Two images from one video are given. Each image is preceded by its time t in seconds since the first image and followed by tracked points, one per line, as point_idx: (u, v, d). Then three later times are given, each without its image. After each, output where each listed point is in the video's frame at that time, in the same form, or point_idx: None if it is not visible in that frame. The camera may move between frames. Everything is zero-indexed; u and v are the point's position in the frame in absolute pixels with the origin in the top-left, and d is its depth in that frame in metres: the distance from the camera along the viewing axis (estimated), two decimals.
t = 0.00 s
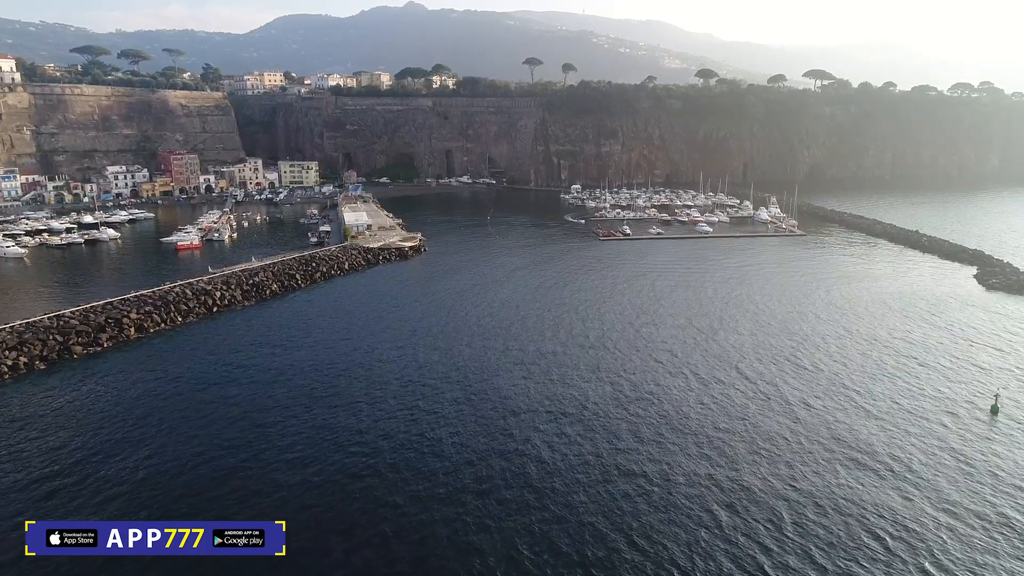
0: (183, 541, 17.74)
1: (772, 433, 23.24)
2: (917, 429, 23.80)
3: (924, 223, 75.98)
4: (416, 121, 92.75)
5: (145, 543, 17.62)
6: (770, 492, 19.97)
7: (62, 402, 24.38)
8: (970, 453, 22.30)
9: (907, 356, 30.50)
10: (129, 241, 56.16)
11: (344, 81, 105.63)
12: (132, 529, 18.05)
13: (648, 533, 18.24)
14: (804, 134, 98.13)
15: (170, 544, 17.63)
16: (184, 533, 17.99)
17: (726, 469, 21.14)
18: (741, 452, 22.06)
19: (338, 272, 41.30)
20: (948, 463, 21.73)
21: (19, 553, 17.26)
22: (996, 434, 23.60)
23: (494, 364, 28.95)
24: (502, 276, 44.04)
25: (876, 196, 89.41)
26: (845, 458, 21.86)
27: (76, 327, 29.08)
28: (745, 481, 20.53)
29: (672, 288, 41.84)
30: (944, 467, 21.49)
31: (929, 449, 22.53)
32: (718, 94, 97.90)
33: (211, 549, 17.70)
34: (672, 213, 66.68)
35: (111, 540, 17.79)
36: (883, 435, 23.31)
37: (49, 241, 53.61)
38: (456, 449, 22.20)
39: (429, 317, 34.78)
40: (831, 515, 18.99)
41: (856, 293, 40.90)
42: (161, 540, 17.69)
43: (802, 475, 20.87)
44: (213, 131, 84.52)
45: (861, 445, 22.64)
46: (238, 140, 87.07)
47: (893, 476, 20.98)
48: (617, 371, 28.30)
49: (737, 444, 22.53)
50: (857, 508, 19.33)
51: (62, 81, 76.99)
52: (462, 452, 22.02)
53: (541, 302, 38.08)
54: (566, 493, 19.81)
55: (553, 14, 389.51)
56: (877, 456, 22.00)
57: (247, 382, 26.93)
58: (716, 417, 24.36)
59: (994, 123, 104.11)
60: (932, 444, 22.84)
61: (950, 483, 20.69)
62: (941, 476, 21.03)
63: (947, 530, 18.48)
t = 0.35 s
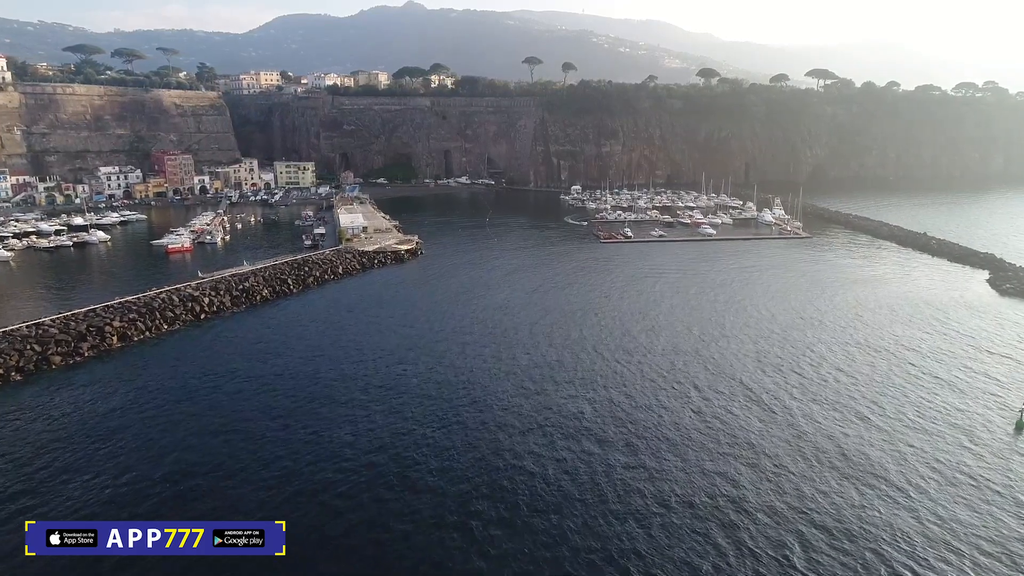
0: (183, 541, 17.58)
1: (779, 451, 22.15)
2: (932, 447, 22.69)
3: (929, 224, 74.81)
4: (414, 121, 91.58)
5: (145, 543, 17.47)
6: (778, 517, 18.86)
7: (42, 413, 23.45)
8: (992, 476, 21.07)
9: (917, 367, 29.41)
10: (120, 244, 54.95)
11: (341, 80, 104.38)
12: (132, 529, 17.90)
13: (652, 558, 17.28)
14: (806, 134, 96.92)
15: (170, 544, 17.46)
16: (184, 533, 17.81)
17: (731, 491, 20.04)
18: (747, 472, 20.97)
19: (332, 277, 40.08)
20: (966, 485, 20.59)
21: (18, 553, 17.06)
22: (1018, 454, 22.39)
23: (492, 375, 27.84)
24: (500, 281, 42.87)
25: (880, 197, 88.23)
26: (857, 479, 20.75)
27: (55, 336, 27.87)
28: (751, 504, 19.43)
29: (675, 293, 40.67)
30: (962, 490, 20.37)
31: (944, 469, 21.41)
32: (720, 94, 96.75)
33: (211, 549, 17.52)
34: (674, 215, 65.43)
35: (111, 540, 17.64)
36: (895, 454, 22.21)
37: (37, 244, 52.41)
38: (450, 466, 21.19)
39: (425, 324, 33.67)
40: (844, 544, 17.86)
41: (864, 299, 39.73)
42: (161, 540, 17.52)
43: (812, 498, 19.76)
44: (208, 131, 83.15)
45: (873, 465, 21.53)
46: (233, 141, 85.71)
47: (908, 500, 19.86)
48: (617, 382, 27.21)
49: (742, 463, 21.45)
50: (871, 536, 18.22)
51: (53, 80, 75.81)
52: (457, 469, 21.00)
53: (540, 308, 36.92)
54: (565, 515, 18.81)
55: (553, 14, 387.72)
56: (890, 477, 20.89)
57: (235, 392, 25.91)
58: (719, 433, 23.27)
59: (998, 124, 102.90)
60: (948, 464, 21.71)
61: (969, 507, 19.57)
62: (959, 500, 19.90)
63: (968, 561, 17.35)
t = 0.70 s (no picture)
0: (184, 541, 17.60)
1: (786, 470, 21.05)
2: (945, 465, 21.58)
3: (934, 225, 73.72)
4: (412, 121, 90.38)
5: (145, 543, 17.50)
6: (785, 543, 17.83)
7: (26, 423, 22.77)
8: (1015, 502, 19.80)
9: (929, 378, 28.25)
10: (110, 247, 53.78)
11: (338, 80, 103.10)
12: (132, 529, 17.92)
13: None
14: (808, 134, 95.74)
15: (170, 544, 17.49)
16: (185, 533, 17.86)
17: (735, 514, 18.98)
18: (752, 493, 19.90)
19: (325, 282, 38.89)
20: (983, 509, 19.49)
21: (19, 553, 17.06)
22: None
23: (489, 386, 26.79)
24: (498, 285, 41.76)
25: (884, 198, 87.04)
26: (867, 501, 19.68)
27: (33, 346, 26.69)
28: (756, 528, 18.38)
29: (678, 298, 39.55)
30: (979, 513, 19.28)
31: (959, 490, 20.32)
32: (721, 94, 95.58)
33: (211, 549, 17.54)
34: (676, 216, 64.23)
35: (111, 540, 17.65)
36: (908, 473, 21.12)
37: (24, 247, 51.21)
38: (446, 485, 20.25)
39: (420, 331, 32.62)
40: None
41: (872, 305, 38.62)
42: (161, 540, 17.56)
43: (821, 523, 18.68)
44: (203, 131, 81.97)
45: (884, 485, 20.45)
46: (229, 141, 84.49)
47: (922, 524, 18.80)
48: (617, 394, 26.14)
49: (747, 483, 20.37)
50: (883, 565, 17.11)
51: (45, 79, 74.59)
52: (453, 484, 20.29)
53: (539, 314, 35.85)
54: (565, 531, 18.16)
55: (553, 14, 385.51)
56: (902, 500, 19.80)
57: (222, 405, 24.94)
58: (723, 450, 22.18)
59: (1002, 123, 101.70)
60: (964, 485, 20.60)
61: (987, 532, 18.49)
62: (977, 524, 18.82)
63: None
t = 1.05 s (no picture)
0: (183, 541, 17.62)
1: (792, 493, 19.95)
2: (960, 487, 20.46)
3: (939, 226, 72.49)
4: (409, 121, 89.25)
5: (145, 543, 17.52)
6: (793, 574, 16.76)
7: (17, 427, 22.39)
8: None
9: (941, 390, 27.10)
10: (99, 250, 52.54)
11: (335, 79, 101.92)
12: (132, 529, 17.96)
13: None
14: (810, 134, 94.55)
15: (170, 544, 17.51)
16: (184, 533, 17.89)
17: (740, 542, 17.90)
18: (757, 519, 18.79)
19: (317, 286, 37.76)
20: (1001, 536, 18.35)
21: (18, 553, 17.04)
22: None
23: (485, 399, 25.64)
24: (496, 290, 40.58)
25: (888, 199, 85.83)
26: (879, 527, 18.58)
27: (8, 357, 25.53)
28: (763, 557, 17.33)
29: (680, 304, 38.37)
30: (998, 541, 18.16)
31: (978, 515, 19.17)
32: (722, 94, 94.52)
33: (211, 549, 17.62)
34: (677, 218, 63.05)
35: (111, 540, 17.68)
36: (921, 495, 20.01)
37: (10, 250, 50.02)
38: (443, 495, 19.81)
39: (415, 340, 31.45)
40: None
41: (881, 311, 37.45)
42: (161, 540, 17.58)
43: (830, 551, 17.60)
44: (197, 131, 80.79)
45: (897, 509, 19.35)
46: (223, 141, 83.34)
47: (936, 553, 17.70)
48: (618, 406, 25.16)
49: (751, 507, 19.27)
50: None
51: (35, 78, 73.32)
52: (451, 487, 20.14)
53: (537, 321, 34.65)
54: (565, 540, 17.87)
55: (552, 14, 383.42)
56: (915, 525, 18.70)
57: (205, 420, 23.81)
58: (726, 470, 21.09)
59: (1006, 123, 100.63)
60: (980, 509, 19.47)
61: (1007, 562, 17.38)
62: (995, 553, 17.71)
63: None
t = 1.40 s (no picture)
0: (183, 541, 17.50)
1: (799, 518, 18.79)
2: (977, 512, 19.26)
3: (944, 228, 71.23)
4: (407, 121, 88.10)
5: (145, 543, 17.40)
6: None
7: (8, 432, 21.95)
8: None
9: (954, 404, 25.88)
10: (89, 253, 51.43)
11: (332, 79, 100.80)
12: (132, 529, 17.83)
13: None
14: (813, 134, 93.32)
15: (170, 544, 17.40)
16: (184, 533, 17.74)
17: (745, 573, 16.70)
18: (763, 547, 17.68)
19: (308, 292, 36.54)
20: (1022, 569, 17.18)
21: (19, 553, 16.95)
22: None
23: (480, 413, 24.45)
24: (493, 295, 39.39)
25: (893, 200, 84.56)
26: (891, 555, 17.52)
27: None
28: None
29: (682, 311, 37.19)
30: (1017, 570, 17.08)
31: (995, 542, 18.09)
32: (723, 94, 93.41)
33: (211, 549, 17.44)
34: (679, 220, 61.86)
35: (111, 540, 17.55)
36: (936, 521, 18.86)
37: None
38: (443, 497, 19.57)
39: (408, 349, 30.27)
40: None
41: (889, 318, 36.21)
42: (161, 540, 17.46)
43: None
44: (191, 132, 79.64)
45: (909, 534, 18.31)
46: (218, 142, 82.18)
47: None
48: (619, 418, 24.23)
49: (756, 532, 18.23)
50: None
51: (26, 78, 72.12)
52: (451, 491, 19.84)
53: (536, 328, 33.50)
54: (567, 548, 17.48)
55: (551, 15, 381.31)
56: (930, 556, 17.52)
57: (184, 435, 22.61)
58: (731, 491, 19.99)
59: (1010, 124, 99.52)
60: (998, 537, 18.29)
61: None
62: None
63: None
